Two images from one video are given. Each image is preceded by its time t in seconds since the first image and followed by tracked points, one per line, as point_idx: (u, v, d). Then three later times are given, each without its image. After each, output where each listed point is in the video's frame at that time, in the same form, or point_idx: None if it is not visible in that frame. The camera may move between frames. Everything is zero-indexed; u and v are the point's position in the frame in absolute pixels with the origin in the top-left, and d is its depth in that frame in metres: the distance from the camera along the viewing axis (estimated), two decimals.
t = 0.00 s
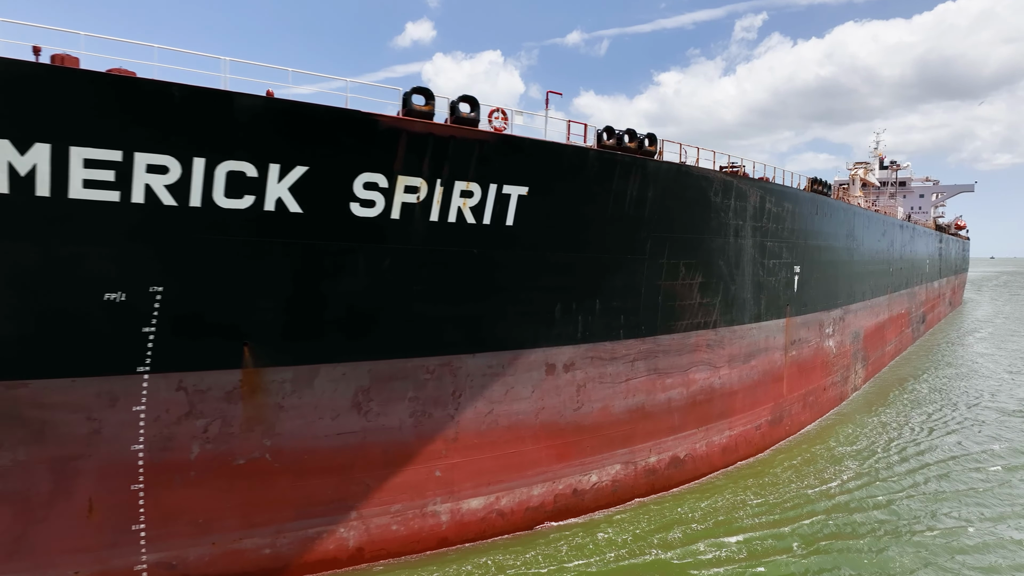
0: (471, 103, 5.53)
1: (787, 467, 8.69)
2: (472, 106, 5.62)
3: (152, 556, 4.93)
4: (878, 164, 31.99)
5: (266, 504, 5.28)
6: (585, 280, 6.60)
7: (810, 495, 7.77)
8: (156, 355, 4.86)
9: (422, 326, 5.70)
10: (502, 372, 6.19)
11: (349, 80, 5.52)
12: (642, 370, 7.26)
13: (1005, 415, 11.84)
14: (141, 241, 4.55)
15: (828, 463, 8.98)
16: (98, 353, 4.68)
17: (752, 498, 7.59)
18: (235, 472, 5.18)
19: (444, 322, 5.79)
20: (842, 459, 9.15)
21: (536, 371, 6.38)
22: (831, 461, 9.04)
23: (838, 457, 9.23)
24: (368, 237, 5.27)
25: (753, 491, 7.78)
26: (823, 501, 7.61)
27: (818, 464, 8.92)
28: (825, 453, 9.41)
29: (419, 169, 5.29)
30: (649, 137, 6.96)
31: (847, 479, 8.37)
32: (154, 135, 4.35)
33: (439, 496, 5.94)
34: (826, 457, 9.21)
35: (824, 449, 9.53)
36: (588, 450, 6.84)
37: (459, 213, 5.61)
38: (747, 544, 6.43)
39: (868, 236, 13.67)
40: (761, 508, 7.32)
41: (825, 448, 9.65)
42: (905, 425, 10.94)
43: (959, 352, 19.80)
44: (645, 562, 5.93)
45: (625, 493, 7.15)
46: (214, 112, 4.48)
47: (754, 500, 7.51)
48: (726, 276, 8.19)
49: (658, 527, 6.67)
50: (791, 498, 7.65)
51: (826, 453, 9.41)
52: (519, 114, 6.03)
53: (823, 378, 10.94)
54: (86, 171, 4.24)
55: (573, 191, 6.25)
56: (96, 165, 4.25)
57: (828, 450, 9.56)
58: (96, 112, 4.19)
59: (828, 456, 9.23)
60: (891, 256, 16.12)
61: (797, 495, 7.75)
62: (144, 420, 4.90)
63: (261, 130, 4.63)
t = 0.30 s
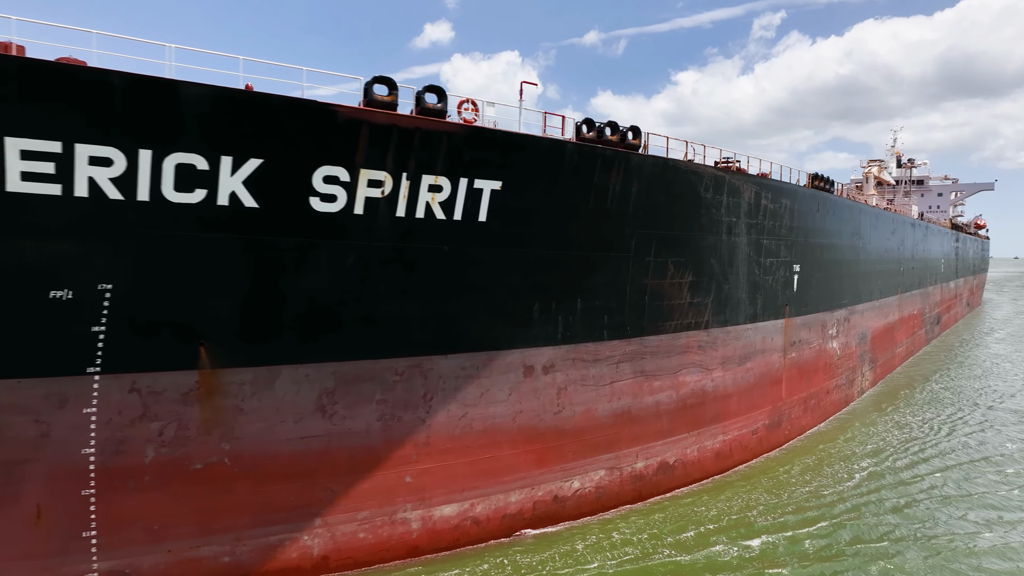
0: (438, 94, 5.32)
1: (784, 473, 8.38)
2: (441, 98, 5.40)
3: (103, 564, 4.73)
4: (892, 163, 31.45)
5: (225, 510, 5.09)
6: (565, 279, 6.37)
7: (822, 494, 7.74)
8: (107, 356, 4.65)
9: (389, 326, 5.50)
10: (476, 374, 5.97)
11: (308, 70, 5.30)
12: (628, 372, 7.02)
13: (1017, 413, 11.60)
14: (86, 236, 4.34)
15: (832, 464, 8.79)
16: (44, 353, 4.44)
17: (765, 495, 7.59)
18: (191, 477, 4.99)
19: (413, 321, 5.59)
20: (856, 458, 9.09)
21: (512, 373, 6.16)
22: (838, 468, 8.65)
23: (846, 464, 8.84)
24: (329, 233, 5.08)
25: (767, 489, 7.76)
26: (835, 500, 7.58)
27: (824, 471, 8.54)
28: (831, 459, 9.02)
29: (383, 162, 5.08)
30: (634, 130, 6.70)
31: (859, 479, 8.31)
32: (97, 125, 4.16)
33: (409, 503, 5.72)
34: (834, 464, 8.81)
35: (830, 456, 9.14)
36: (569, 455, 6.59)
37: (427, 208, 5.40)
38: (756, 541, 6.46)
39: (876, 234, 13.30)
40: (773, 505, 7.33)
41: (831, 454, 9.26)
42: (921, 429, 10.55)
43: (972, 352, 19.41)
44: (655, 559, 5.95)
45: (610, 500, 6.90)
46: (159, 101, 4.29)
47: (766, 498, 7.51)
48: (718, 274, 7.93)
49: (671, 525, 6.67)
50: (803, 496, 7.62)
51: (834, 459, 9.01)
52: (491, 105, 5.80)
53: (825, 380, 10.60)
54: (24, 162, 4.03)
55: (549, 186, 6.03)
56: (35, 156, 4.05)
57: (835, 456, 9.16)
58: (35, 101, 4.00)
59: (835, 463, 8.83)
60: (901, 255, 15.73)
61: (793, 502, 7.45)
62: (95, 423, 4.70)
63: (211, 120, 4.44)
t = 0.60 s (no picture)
0: (404, 84, 5.10)
1: (785, 479, 8.03)
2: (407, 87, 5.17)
3: (52, 571, 4.56)
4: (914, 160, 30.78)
5: (182, 515, 4.90)
6: (546, 277, 6.12)
7: (843, 494, 7.64)
8: (55, 356, 4.46)
9: (356, 325, 5.29)
10: (450, 376, 5.74)
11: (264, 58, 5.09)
12: (615, 374, 6.76)
13: None
14: (28, 231, 4.15)
15: (844, 471, 8.43)
16: None
17: (782, 494, 7.53)
18: (145, 481, 4.80)
19: (381, 321, 5.38)
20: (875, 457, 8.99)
21: (489, 375, 5.93)
22: (847, 476, 8.24)
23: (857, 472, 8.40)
24: (288, 229, 4.88)
25: (784, 488, 7.69)
26: (857, 500, 7.49)
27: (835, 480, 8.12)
28: (840, 466, 8.59)
29: (344, 154, 4.88)
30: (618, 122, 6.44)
31: (878, 479, 8.21)
32: (35, 115, 3.98)
33: (378, 509, 5.50)
34: (846, 473, 8.37)
35: (838, 462, 8.74)
36: (551, 460, 6.35)
37: (393, 203, 5.19)
38: (773, 540, 6.42)
39: (889, 232, 12.88)
40: (791, 504, 7.27)
41: (841, 460, 8.83)
42: (932, 432, 10.17)
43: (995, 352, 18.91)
44: (671, 558, 5.94)
45: (594, 507, 6.64)
46: (98, 90, 4.11)
47: (782, 497, 7.45)
48: (714, 273, 7.64)
49: (686, 523, 6.66)
50: (822, 497, 7.54)
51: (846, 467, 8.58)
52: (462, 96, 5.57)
53: (832, 383, 10.23)
54: None
55: (527, 181, 5.79)
56: None
57: (846, 463, 8.73)
58: None
59: (843, 471, 8.42)
60: (918, 253, 15.28)
61: (793, 511, 7.12)
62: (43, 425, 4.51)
63: (156, 110, 4.26)
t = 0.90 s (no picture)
0: (370, 73, 4.90)
1: (788, 486, 7.67)
2: (371, 76, 4.96)
3: None
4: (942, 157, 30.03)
5: (139, 520, 4.72)
6: (527, 275, 5.87)
7: (865, 495, 7.49)
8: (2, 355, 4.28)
9: (322, 324, 5.10)
10: (424, 377, 5.52)
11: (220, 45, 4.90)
12: (602, 376, 6.49)
13: None
14: None
15: (854, 477, 8.04)
16: None
17: (803, 495, 7.43)
18: (100, 484, 4.63)
19: (349, 320, 5.19)
20: (897, 457, 8.83)
21: (466, 377, 5.69)
22: (854, 483, 7.85)
23: (865, 479, 8.00)
24: (247, 223, 4.70)
25: (805, 488, 7.57)
26: (880, 501, 7.33)
27: (840, 486, 7.74)
28: (848, 473, 8.21)
29: (305, 146, 4.69)
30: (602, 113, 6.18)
31: (901, 479, 8.05)
32: None
33: (347, 515, 5.29)
34: (853, 480, 7.97)
35: (847, 468, 8.37)
36: (533, 465, 6.10)
37: (359, 197, 4.99)
38: (794, 539, 6.32)
39: (907, 231, 12.43)
40: (813, 504, 7.16)
41: (849, 466, 8.44)
42: (953, 435, 9.80)
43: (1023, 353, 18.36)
44: (692, 556, 5.88)
45: (580, 514, 6.38)
46: (38, 79, 3.95)
47: (804, 497, 7.34)
48: (711, 271, 7.34)
49: (708, 522, 6.60)
50: (845, 497, 7.40)
51: (853, 473, 8.20)
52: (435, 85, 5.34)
53: (842, 387, 9.84)
54: None
55: (504, 175, 5.55)
56: None
57: (854, 469, 8.34)
58: None
59: (850, 477, 8.04)
60: (940, 252, 14.80)
61: (793, 519, 6.76)
62: None
63: (101, 100, 4.10)
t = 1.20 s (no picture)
0: (336, 61, 4.72)
1: (795, 494, 7.29)
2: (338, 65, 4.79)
3: None
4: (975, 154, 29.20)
5: (98, 524, 4.56)
6: (510, 272, 5.65)
7: (896, 496, 7.33)
8: None
9: (291, 323, 4.92)
10: (399, 378, 5.32)
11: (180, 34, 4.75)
12: (593, 378, 6.24)
13: None
14: None
15: (879, 480, 7.80)
16: None
17: (833, 495, 7.29)
18: (58, 487, 4.47)
19: (319, 319, 5.00)
20: (928, 457, 8.62)
21: (445, 377, 5.49)
22: (865, 490, 7.44)
23: (878, 487, 7.58)
24: (208, 218, 4.55)
25: (833, 489, 7.43)
26: (913, 502, 7.17)
27: (849, 494, 7.35)
28: (860, 480, 7.81)
29: (267, 137, 4.53)
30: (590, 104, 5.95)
31: (933, 479, 7.86)
32: None
33: (318, 520, 5.10)
34: (865, 487, 7.55)
35: (875, 468, 8.19)
36: (518, 470, 5.86)
37: (327, 190, 4.82)
38: (823, 540, 6.21)
39: (929, 229, 11.96)
40: (843, 505, 7.02)
41: (861, 473, 8.03)
42: (986, 435, 9.55)
43: None
44: (720, 556, 5.81)
45: (568, 522, 6.12)
46: None
47: (832, 498, 7.21)
48: (711, 269, 7.05)
49: (736, 522, 6.51)
50: (875, 498, 7.25)
51: (864, 480, 7.80)
52: (408, 75, 5.15)
53: (856, 390, 9.45)
54: None
55: (483, 168, 5.34)
56: None
57: (866, 476, 7.93)
58: None
59: (862, 485, 7.63)
60: (966, 251, 14.29)
61: (797, 531, 6.39)
62: None
63: (48, 90, 3.96)
